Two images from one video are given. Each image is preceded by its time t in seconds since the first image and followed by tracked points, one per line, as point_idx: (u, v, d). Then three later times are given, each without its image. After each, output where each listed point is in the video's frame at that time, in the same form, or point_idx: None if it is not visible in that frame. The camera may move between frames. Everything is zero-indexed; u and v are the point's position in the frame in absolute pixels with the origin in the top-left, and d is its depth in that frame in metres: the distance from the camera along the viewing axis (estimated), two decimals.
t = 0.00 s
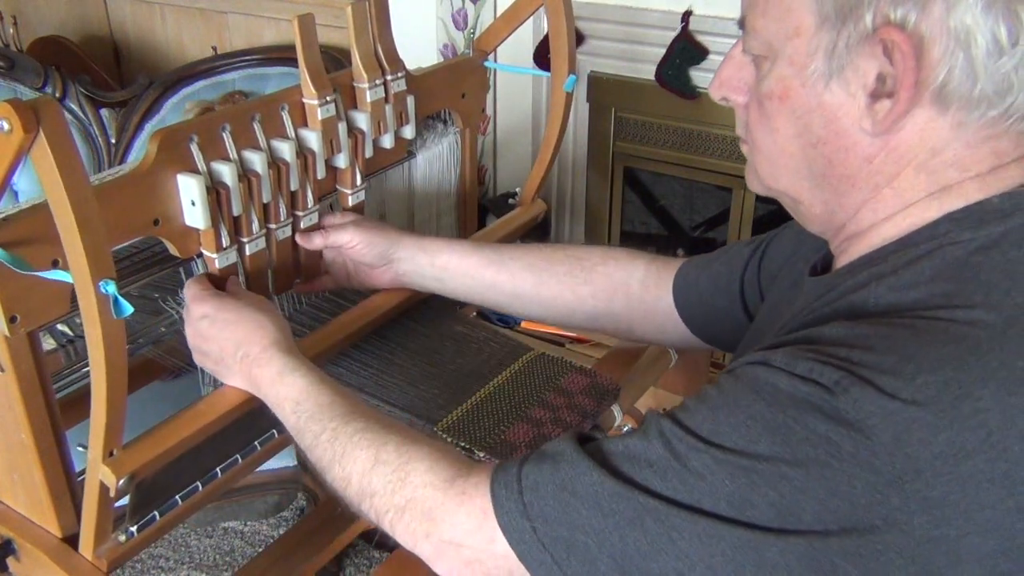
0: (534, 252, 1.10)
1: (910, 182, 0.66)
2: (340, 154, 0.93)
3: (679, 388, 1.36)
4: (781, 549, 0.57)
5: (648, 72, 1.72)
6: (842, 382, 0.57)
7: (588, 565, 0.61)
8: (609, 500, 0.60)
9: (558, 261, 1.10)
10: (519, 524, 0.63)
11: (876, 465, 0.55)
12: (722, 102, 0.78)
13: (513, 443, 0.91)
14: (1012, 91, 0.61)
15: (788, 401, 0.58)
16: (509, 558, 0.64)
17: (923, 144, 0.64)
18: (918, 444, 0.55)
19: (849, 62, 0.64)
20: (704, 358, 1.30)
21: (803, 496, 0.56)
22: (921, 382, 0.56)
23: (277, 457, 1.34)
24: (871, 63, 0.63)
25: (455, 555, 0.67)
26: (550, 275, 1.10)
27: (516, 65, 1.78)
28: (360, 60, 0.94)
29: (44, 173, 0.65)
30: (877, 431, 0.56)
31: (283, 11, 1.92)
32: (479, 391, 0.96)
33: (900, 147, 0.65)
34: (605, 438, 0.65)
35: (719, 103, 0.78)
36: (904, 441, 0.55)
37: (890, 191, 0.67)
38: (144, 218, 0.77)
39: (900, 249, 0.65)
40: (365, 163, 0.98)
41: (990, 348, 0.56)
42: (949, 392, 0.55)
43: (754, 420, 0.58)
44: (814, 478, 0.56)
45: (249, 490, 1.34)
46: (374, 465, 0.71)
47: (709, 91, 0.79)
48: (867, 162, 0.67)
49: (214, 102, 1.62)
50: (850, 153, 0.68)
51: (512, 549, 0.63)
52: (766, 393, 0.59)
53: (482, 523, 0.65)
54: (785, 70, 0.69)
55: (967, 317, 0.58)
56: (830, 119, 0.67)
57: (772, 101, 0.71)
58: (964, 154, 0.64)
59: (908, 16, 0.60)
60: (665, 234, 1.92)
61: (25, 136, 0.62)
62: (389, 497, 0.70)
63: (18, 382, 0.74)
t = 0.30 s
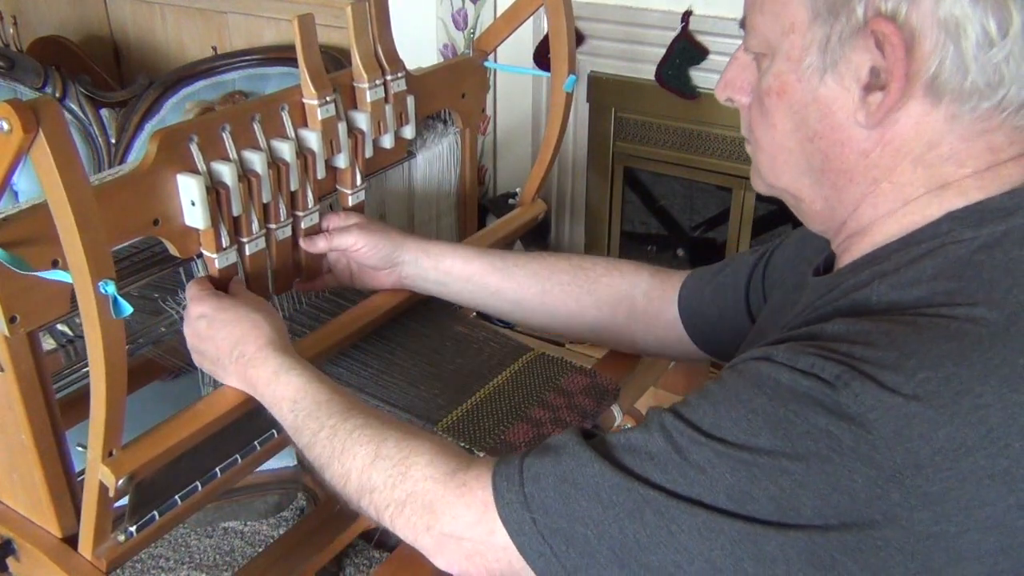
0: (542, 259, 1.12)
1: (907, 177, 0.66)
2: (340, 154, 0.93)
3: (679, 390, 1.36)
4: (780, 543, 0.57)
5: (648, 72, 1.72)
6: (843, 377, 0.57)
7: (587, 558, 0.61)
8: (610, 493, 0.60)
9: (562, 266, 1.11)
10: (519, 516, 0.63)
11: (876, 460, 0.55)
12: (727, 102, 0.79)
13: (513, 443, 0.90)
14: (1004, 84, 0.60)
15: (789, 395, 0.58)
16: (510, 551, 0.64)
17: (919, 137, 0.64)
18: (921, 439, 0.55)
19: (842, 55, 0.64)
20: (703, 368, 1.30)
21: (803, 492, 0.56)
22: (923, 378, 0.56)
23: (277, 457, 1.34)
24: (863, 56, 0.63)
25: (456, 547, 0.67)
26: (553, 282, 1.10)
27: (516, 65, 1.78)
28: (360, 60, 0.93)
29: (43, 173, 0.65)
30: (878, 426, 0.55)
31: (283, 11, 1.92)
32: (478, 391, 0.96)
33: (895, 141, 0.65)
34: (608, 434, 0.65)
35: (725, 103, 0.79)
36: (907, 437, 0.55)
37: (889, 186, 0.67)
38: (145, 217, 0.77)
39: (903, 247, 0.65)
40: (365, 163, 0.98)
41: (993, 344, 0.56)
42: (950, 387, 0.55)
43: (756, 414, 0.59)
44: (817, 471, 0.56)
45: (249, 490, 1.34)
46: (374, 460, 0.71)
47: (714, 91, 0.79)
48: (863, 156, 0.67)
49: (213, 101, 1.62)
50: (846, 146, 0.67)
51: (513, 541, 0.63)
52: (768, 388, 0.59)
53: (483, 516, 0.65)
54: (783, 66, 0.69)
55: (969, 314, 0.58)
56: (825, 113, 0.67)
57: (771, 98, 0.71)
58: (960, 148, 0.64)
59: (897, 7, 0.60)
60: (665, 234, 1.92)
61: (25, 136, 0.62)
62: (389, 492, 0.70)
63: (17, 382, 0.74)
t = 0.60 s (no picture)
0: (542, 260, 1.11)
1: (904, 175, 0.66)
2: (340, 154, 0.93)
3: (680, 389, 1.36)
4: (782, 542, 0.57)
5: (648, 72, 1.71)
6: (844, 377, 0.57)
7: (588, 557, 0.61)
8: (611, 491, 0.60)
9: (563, 268, 1.11)
10: (520, 515, 0.63)
11: (880, 461, 0.55)
12: (730, 102, 0.78)
13: (513, 443, 0.90)
14: (995, 82, 0.61)
15: (791, 395, 0.58)
16: (512, 550, 0.64)
17: (913, 134, 0.64)
18: (923, 439, 0.55)
19: (835, 53, 0.65)
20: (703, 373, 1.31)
21: (805, 491, 0.56)
22: (923, 377, 0.56)
23: (277, 457, 1.34)
24: (856, 53, 0.63)
25: (458, 548, 0.67)
26: (553, 283, 1.10)
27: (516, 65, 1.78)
28: (360, 60, 0.93)
29: (43, 174, 0.65)
30: (879, 425, 0.55)
31: (283, 11, 1.92)
32: (479, 391, 0.96)
33: (888, 139, 0.65)
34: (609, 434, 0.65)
35: (727, 103, 0.78)
36: (909, 437, 0.55)
37: (883, 183, 0.67)
38: (144, 217, 0.77)
39: (903, 247, 0.65)
40: (365, 163, 0.98)
41: (993, 344, 0.56)
42: (950, 387, 0.55)
43: (757, 413, 0.58)
44: (821, 471, 0.56)
45: (249, 490, 1.34)
46: (376, 461, 0.71)
47: (717, 91, 0.79)
48: (857, 153, 0.67)
49: (213, 101, 1.62)
50: (839, 143, 0.67)
51: (515, 541, 0.63)
52: (769, 388, 0.59)
53: (485, 516, 0.65)
54: (779, 65, 0.70)
55: (970, 314, 0.58)
56: (819, 110, 0.68)
57: (768, 95, 0.71)
58: (954, 146, 0.63)
59: (888, 5, 0.61)
60: (665, 234, 1.92)
61: (24, 136, 0.62)
62: (391, 493, 0.70)
63: (16, 382, 0.74)
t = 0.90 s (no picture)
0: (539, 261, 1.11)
1: (901, 176, 0.66)
2: (340, 154, 0.93)
3: (681, 390, 1.37)
4: (778, 543, 0.57)
5: (648, 72, 1.71)
6: (840, 379, 0.57)
7: (587, 558, 0.61)
8: (608, 492, 0.61)
9: (562, 269, 1.11)
10: (519, 516, 0.63)
11: (876, 464, 0.55)
12: (725, 105, 0.79)
13: (513, 443, 0.90)
14: (992, 83, 0.60)
15: (788, 396, 0.58)
16: (510, 551, 0.64)
17: (910, 136, 0.64)
18: (919, 441, 0.55)
19: (832, 56, 0.64)
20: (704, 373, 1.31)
21: (800, 492, 0.56)
22: (919, 379, 0.56)
23: (277, 457, 1.34)
24: (853, 56, 0.63)
25: (457, 549, 0.67)
26: (553, 283, 1.10)
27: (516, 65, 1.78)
28: (360, 61, 0.93)
29: (43, 174, 0.65)
30: (876, 427, 0.55)
31: (283, 11, 1.92)
32: (478, 391, 0.96)
33: (887, 141, 0.65)
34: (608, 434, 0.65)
35: (722, 106, 0.79)
36: (906, 438, 0.55)
37: (881, 185, 0.67)
38: (145, 217, 0.77)
39: (901, 248, 0.65)
40: (365, 163, 0.99)
41: (989, 345, 0.56)
42: (947, 389, 0.55)
43: (754, 415, 0.59)
44: (817, 473, 0.56)
45: (249, 489, 1.34)
46: (376, 462, 0.71)
47: (712, 93, 0.79)
48: (855, 155, 0.67)
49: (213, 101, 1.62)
50: (838, 145, 0.67)
51: (513, 542, 0.63)
52: (766, 389, 0.59)
53: (484, 516, 0.65)
54: (775, 68, 0.69)
55: (966, 316, 0.58)
56: (817, 113, 0.67)
57: (766, 99, 0.71)
58: (952, 147, 0.64)
59: (885, 8, 0.60)
60: (665, 234, 1.92)
61: (25, 136, 0.62)
62: (391, 493, 0.70)
63: (16, 382, 0.74)
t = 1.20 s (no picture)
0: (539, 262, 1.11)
1: (906, 180, 0.66)
2: (340, 154, 0.93)
3: (680, 389, 1.37)
4: (778, 547, 0.57)
5: (648, 72, 1.71)
6: (840, 384, 0.57)
7: (587, 561, 0.61)
8: (609, 495, 0.61)
9: (562, 270, 1.11)
10: (519, 518, 0.63)
11: (877, 469, 0.55)
12: (718, 110, 0.79)
13: (513, 443, 0.90)
14: (1007, 86, 0.60)
15: (788, 401, 0.58)
16: (510, 553, 0.64)
17: (920, 141, 0.64)
18: (918, 445, 0.55)
19: (842, 62, 0.64)
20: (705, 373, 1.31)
21: (800, 497, 0.56)
22: (919, 385, 0.56)
23: (276, 456, 1.34)
24: (864, 62, 0.63)
25: (458, 551, 0.67)
26: (552, 284, 1.10)
27: (516, 65, 1.78)
28: (360, 60, 0.93)
29: (43, 174, 0.65)
30: (876, 432, 0.55)
31: (283, 11, 1.92)
32: (479, 391, 0.96)
33: (896, 145, 0.65)
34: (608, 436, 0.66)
35: (716, 111, 0.79)
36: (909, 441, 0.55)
37: (889, 190, 0.67)
38: (146, 217, 0.77)
39: (902, 252, 0.65)
40: (365, 163, 0.99)
41: (989, 349, 0.56)
42: (948, 394, 0.55)
43: (753, 419, 0.59)
44: (816, 478, 0.56)
45: (249, 489, 1.34)
46: (376, 464, 0.71)
47: (705, 98, 0.79)
48: (864, 161, 0.67)
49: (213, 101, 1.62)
50: (846, 153, 0.67)
51: (513, 544, 0.63)
52: (766, 394, 0.59)
53: (484, 518, 0.65)
54: (780, 75, 0.68)
55: (966, 320, 0.58)
56: (826, 120, 0.67)
57: (768, 105, 0.70)
58: (960, 150, 0.64)
59: (897, 13, 0.60)
60: (665, 234, 1.92)
61: (25, 137, 0.62)
62: (391, 495, 0.70)
63: (16, 383, 0.74)
